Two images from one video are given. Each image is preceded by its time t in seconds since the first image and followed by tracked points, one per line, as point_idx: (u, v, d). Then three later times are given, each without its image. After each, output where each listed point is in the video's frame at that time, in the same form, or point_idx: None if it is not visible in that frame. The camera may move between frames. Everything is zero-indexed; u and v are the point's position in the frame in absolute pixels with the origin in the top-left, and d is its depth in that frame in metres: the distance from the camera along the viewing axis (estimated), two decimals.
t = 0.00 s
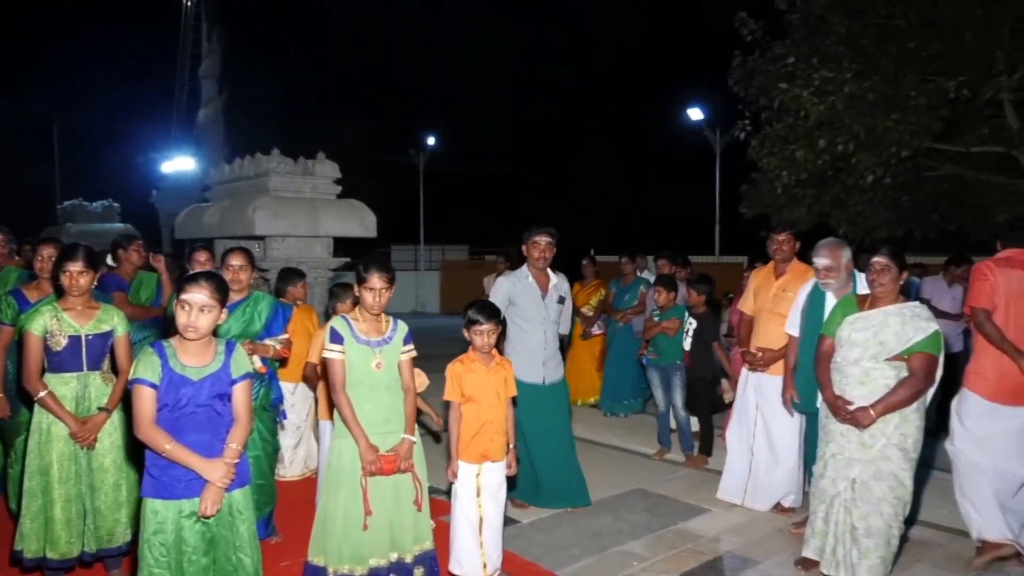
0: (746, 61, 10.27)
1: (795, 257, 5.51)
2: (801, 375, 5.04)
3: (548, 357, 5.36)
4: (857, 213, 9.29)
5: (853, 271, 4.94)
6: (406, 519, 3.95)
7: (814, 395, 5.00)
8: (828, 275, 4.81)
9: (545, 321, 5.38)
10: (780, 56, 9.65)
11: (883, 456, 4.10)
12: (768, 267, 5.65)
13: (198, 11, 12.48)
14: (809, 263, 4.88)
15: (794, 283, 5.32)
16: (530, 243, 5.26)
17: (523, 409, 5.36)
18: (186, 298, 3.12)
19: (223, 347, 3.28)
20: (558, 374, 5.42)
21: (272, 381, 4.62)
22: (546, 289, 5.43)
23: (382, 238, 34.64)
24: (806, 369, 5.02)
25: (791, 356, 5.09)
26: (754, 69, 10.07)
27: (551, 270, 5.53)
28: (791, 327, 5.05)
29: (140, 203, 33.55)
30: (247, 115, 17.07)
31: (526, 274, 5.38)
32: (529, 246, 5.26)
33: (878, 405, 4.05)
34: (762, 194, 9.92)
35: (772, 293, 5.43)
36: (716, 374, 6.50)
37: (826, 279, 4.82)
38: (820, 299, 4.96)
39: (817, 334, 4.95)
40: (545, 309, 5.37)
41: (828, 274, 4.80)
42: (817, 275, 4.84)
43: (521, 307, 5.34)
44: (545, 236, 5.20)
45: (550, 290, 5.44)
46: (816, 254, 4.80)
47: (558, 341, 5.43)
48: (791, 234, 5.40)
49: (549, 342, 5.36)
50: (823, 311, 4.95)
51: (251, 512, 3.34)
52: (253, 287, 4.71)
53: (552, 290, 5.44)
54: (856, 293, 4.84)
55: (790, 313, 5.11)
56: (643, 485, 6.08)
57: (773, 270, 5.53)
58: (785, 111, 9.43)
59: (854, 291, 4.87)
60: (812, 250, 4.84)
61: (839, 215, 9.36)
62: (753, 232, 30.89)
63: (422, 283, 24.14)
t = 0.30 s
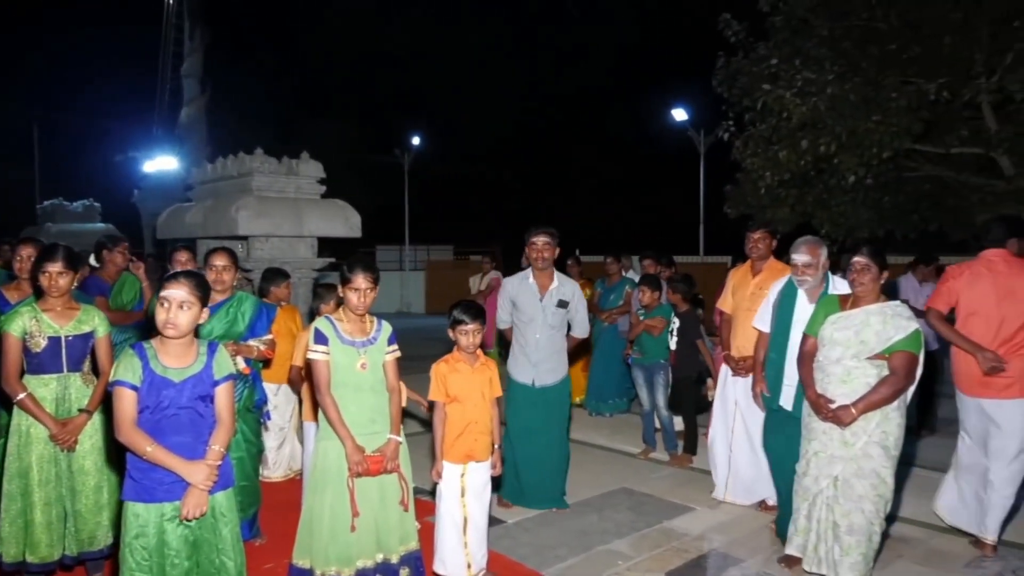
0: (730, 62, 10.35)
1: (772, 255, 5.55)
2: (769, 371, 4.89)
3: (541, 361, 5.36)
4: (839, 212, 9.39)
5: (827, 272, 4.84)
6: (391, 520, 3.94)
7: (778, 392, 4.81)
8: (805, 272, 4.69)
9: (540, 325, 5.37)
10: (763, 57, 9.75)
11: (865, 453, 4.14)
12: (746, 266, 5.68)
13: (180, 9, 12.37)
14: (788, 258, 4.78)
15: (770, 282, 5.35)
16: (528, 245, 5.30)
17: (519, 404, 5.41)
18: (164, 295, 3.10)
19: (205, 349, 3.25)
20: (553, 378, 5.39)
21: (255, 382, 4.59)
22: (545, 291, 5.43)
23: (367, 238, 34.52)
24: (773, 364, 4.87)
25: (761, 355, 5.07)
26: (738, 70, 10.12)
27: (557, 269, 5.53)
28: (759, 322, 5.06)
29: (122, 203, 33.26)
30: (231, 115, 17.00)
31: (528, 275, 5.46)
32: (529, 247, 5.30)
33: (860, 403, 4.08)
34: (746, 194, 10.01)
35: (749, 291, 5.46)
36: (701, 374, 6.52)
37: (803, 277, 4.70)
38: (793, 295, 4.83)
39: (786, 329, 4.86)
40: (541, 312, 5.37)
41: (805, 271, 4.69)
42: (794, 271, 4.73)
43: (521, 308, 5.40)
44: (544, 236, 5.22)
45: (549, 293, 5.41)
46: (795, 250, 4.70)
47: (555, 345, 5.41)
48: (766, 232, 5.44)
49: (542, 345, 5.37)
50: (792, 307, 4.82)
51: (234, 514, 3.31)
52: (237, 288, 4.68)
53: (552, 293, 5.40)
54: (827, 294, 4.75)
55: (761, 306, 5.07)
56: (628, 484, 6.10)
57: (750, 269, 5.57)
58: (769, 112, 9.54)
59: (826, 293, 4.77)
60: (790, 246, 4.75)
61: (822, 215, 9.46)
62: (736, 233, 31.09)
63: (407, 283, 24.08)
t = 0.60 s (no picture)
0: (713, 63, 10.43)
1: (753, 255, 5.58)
2: (738, 373, 4.86)
3: (522, 360, 5.36)
4: (821, 212, 9.48)
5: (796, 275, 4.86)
6: (376, 521, 3.93)
7: (751, 395, 4.82)
8: (776, 273, 4.70)
9: (525, 323, 5.39)
10: (746, 58, 9.84)
11: (848, 452, 4.17)
12: (726, 265, 5.71)
13: (161, 7, 12.26)
14: (760, 258, 4.78)
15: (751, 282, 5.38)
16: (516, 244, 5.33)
17: (513, 406, 5.40)
18: (145, 295, 3.07)
19: (187, 350, 3.22)
20: (533, 378, 5.36)
21: (238, 383, 4.55)
22: (534, 286, 5.44)
23: (352, 238, 34.37)
24: (743, 366, 4.83)
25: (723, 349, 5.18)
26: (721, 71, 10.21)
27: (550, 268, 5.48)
28: (725, 321, 5.08)
29: (102, 202, 32.90)
30: (213, 115, 16.86)
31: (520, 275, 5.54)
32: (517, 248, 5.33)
33: (842, 402, 4.12)
34: (729, 194, 10.16)
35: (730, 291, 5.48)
36: (685, 373, 6.55)
37: (773, 278, 4.71)
38: (760, 296, 4.81)
39: (755, 330, 4.81)
40: (525, 312, 5.39)
41: (777, 272, 4.70)
42: (765, 271, 4.73)
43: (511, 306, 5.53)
44: (528, 236, 5.25)
45: (539, 286, 5.40)
46: (768, 251, 4.72)
47: (538, 343, 5.38)
48: (746, 233, 5.47)
49: (525, 345, 5.37)
50: (761, 309, 4.79)
51: (217, 517, 3.29)
52: (219, 288, 4.63)
53: (535, 293, 5.38)
54: (796, 297, 4.74)
55: (727, 302, 5.06)
56: (612, 483, 6.12)
57: (731, 269, 5.60)
58: (752, 113, 9.65)
59: (794, 296, 4.75)
60: (764, 246, 4.77)
61: (804, 215, 9.54)
62: (720, 233, 31.29)
63: (392, 283, 23.97)
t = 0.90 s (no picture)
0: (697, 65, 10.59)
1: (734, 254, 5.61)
2: (682, 375, 4.85)
3: (503, 359, 5.35)
4: (804, 212, 9.66)
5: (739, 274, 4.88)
6: (361, 522, 3.92)
7: (696, 397, 4.81)
8: (719, 275, 4.72)
9: (504, 321, 5.41)
10: (730, 60, 10.05)
11: (831, 450, 4.21)
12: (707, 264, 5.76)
13: (143, 4, 12.14)
14: (703, 258, 4.79)
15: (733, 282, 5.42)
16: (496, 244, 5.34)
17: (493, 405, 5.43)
18: (125, 296, 3.04)
19: (170, 350, 3.19)
20: (515, 377, 5.34)
21: (221, 385, 4.52)
22: (512, 283, 5.45)
23: (336, 238, 34.17)
24: (688, 368, 4.83)
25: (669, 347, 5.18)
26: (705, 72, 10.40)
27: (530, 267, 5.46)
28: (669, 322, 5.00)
29: (81, 202, 32.47)
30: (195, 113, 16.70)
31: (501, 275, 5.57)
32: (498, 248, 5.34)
33: (824, 400, 4.15)
34: (713, 195, 10.46)
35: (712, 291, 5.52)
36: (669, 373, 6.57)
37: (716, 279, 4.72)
38: (704, 296, 4.81)
39: (700, 331, 4.80)
40: (504, 310, 5.41)
41: (719, 273, 4.72)
42: (708, 273, 4.74)
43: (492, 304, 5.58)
44: (506, 237, 5.24)
45: (515, 284, 5.41)
46: (711, 252, 4.71)
47: (521, 341, 5.35)
48: (728, 233, 5.49)
49: (503, 344, 5.36)
50: (704, 311, 4.78)
51: (199, 519, 3.26)
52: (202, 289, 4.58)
53: (512, 291, 5.39)
54: (739, 296, 4.77)
55: (668, 300, 5.01)
56: (597, 482, 6.13)
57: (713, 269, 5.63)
58: (735, 113, 9.88)
59: (738, 295, 4.78)
60: (707, 246, 4.75)
61: (788, 215, 9.75)
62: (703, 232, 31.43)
63: (376, 283, 23.83)
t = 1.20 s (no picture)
0: (679, 66, 10.70)
1: (715, 254, 5.65)
2: (637, 376, 4.62)
3: (479, 358, 5.31)
4: (786, 213, 9.93)
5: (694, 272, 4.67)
6: (344, 523, 3.90)
7: (651, 398, 4.56)
8: (673, 275, 4.50)
9: (480, 320, 5.37)
10: (712, 61, 10.20)
11: (812, 448, 4.24)
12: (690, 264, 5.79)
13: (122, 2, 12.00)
14: (656, 259, 4.56)
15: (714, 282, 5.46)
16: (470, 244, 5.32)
17: (471, 403, 5.41)
18: (104, 297, 3.00)
19: (150, 351, 3.16)
20: (493, 375, 5.31)
21: (202, 386, 4.48)
22: (486, 282, 5.43)
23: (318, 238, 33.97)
24: (643, 368, 4.62)
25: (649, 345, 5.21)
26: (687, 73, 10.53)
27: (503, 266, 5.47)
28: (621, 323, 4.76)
29: (59, 201, 32.02)
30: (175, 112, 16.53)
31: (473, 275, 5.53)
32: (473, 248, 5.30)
33: (805, 399, 4.18)
34: (695, 194, 10.63)
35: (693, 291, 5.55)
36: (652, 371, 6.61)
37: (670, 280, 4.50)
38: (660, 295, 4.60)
39: (655, 330, 4.60)
40: (480, 309, 5.38)
41: (673, 274, 4.50)
42: (661, 274, 4.52)
43: (466, 304, 5.53)
44: (482, 236, 5.24)
45: (491, 282, 5.40)
46: (663, 252, 4.47)
47: (499, 340, 5.33)
48: (709, 233, 5.53)
49: (482, 343, 5.32)
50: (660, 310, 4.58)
51: (179, 523, 3.23)
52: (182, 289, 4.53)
53: (487, 289, 5.38)
54: (695, 295, 4.57)
55: (626, 300, 4.74)
56: (580, 482, 6.14)
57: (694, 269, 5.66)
58: (717, 114, 10.05)
59: (694, 294, 4.58)
60: (658, 247, 4.52)
61: (769, 215, 10.02)
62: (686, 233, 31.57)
63: (359, 284, 23.69)
